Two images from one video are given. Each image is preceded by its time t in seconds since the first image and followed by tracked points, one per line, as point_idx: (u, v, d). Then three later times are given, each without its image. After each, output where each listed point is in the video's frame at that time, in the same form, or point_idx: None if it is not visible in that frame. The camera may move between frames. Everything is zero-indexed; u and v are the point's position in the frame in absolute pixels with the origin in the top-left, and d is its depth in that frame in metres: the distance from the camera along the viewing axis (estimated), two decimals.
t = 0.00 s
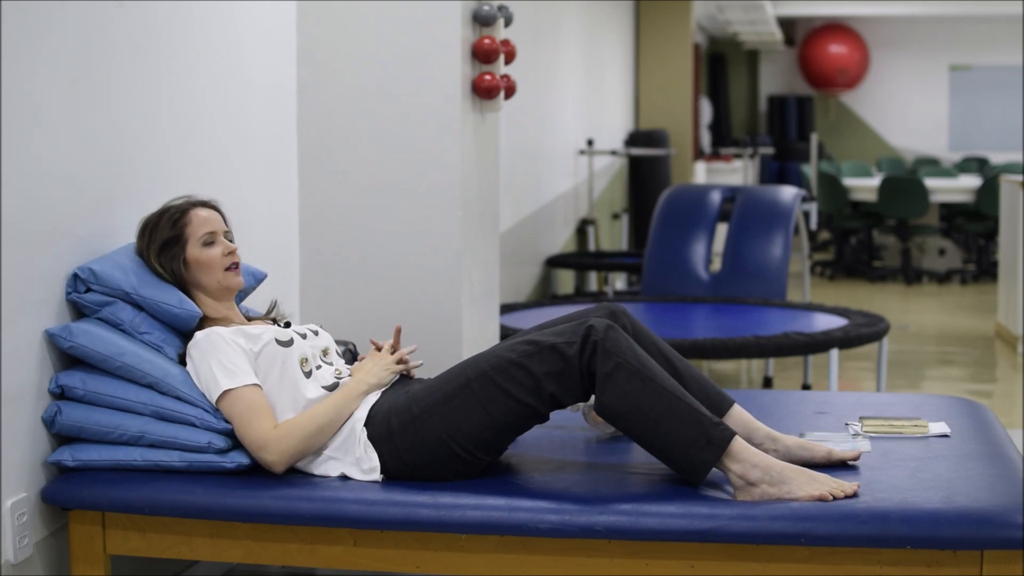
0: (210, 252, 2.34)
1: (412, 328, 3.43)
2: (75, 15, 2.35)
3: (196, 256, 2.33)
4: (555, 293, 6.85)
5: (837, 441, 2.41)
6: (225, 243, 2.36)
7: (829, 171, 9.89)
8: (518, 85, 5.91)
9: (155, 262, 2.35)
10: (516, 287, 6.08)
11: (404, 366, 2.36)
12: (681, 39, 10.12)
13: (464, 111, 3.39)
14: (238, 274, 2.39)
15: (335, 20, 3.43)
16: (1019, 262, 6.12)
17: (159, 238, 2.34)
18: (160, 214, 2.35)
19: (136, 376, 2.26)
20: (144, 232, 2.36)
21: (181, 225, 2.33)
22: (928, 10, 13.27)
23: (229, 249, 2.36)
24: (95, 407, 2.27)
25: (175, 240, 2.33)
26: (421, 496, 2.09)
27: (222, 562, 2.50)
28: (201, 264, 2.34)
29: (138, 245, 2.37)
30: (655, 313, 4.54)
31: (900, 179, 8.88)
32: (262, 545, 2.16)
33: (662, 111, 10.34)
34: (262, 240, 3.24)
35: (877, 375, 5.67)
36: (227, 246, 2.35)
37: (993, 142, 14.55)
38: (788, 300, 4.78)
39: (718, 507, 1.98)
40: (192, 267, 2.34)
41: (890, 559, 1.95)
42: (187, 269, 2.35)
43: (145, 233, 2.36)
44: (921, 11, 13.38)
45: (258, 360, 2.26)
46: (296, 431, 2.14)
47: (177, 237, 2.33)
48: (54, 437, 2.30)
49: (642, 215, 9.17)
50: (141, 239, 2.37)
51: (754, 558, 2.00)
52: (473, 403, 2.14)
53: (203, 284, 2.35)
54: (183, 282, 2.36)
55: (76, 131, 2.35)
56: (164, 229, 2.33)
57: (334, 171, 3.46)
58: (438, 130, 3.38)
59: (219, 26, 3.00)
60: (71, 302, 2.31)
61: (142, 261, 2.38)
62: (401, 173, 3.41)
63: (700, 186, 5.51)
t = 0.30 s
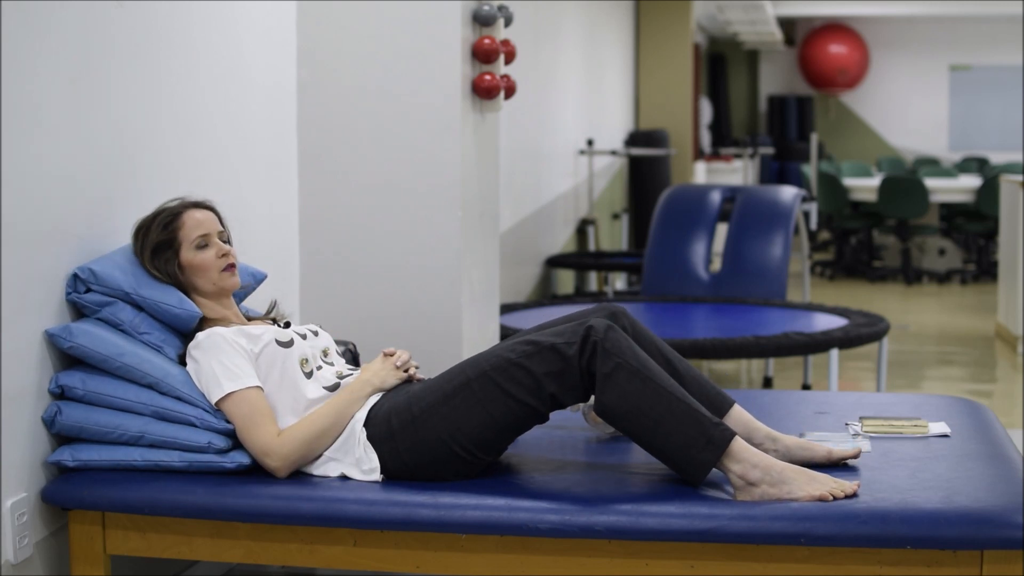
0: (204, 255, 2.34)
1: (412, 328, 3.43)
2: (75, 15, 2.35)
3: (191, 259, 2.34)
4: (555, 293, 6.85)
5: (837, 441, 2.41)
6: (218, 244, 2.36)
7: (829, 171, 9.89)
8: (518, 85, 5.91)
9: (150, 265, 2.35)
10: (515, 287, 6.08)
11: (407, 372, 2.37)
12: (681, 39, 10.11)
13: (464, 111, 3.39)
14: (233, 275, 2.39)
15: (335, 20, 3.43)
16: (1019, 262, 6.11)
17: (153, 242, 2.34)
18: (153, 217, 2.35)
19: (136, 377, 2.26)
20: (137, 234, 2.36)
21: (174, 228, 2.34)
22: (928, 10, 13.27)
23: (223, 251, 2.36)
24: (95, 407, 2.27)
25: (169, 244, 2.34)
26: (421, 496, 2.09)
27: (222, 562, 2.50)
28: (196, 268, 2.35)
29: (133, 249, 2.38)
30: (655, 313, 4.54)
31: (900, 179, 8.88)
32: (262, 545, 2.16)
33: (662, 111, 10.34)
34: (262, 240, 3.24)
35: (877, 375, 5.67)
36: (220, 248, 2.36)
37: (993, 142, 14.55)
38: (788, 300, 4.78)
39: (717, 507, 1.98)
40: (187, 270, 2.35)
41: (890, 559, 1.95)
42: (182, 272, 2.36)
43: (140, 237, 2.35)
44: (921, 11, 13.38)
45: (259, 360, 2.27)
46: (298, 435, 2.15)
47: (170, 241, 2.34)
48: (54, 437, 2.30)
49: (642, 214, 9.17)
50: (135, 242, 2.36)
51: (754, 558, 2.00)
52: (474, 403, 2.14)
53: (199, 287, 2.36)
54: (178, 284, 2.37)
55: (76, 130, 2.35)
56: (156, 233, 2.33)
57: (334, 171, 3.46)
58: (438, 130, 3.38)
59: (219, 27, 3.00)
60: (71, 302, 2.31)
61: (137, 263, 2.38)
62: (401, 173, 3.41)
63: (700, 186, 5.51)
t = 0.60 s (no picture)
0: (204, 255, 2.34)
1: (412, 327, 3.43)
2: (76, 15, 2.35)
3: (192, 259, 2.34)
4: (555, 293, 6.85)
5: (837, 441, 2.41)
6: (220, 245, 2.36)
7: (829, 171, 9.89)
8: (518, 85, 5.91)
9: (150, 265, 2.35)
10: (515, 287, 6.08)
11: (408, 372, 2.37)
12: (681, 39, 10.12)
13: (464, 111, 3.39)
14: (233, 276, 2.39)
15: (335, 20, 3.43)
16: (1019, 262, 6.12)
17: (154, 241, 2.34)
18: (155, 216, 2.35)
19: (136, 377, 2.26)
20: (139, 233, 2.36)
21: (175, 228, 2.34)
22: (928, 10, 13.27)
23: (224, 252, 2.36)
24: (95, 407, 2.27)
25: (170, 243, 2.34)
26: (421, 495, 2.09)
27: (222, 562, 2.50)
28: (197, 268, 2.34)
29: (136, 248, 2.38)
30: (655, 313, 4.54)
31: (900, 179, 8.88)
32: (262, 545, 2.16)
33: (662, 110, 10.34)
34: (262, 240, 3.24)
35: (877, 375, 5.67)
36: (221, 249, 2.36)
37: (993, 142, 14.55)
38: (788, 300, 4.78)
39: (717, 507, 1.98)
40: (188, 269, 2.35)
41: (890, 559, 1.95)
42: (182, 271, 2.36)
43: (141, 236, 2.35)
44: (921, 11, 13.38)
45: (258, 360, 2.27)
46: (298, 435, 2.15)
47: (171, 241, 2.34)
48: (55, 437, 2.30)
49: (642, 215, 9.17)
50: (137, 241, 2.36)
51: (754, 558, 2.00)
52: (474, 403, 2.14)
53: (199, 287, 2.36)
54: (178, 284, 2.36)
55: (76, 130, 2.35)
56: (157, 232, 2.33)
57: (334, 171, 3.46)
58: (438, 130, 3.38)
59: (220, 27, 3.00)
60: (71, 303, 2.31)
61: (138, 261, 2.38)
62: (401, 173, 3.41)
63: (700, 186, 5.51)
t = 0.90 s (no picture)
0: (205, 254, 2.34)
1: (412, 327, 3.43)
2: (77, 15, 2.35)
3: (193, 259, 2.34)
4: (555, 293, 6.85)
5: (837, 441, 2.41)
6: (220, 245, 2.36)
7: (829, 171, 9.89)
8: (518, 86, 5.91)
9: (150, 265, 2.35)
10: (515, 287, 6.08)
11: (408, 372, 2.37)
12: (681, 39, 10.11)
13: (464, 111, 3.39)
14: (233, 276, 2.39)
15: (335, 20, 3.43)
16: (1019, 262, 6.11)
17: (155, 240, 2.34)
18: (155, 216, 2.35)
19: (136, 377, 2.26)
20: (140, 232, 2.36)
21: (176, 228, 2.34)
22: (928, 10, 13.27)
23: (224, 252, 2.36)
24: (95, 407, 2.27)
25: (171, 243, 2.34)
26: (421, 495, 2.09)
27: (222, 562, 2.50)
28: (197, 267, 2.34)
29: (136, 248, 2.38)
30: (655, 313, 4.54)
31: (900, 179, 8.88)
32: (262, 545, 2.16)
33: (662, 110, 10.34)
34: (262, 240, 3.24)
35: (877, 375, 5.67)
36: (222, 249, 2.36)
37: (993, 142, 14.55)
38: (788, 300, 4.78)
39: (717, 507, 1.98)
40: (188, 269, 2.35)
41: (890, 559, 1.95)
42: (183, 272, 2.35)
43: (142, 236, 2.35)
44: (921, 11, 13.38)
45: (258, 361, 2.26)
46: (296, 434, 2.14)
47: (171, 241, 2.34)
48: (55, 437, 2.30)
49: (642, 215, 9.17)
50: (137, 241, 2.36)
51: (754, 558, 2.00)
52: (474, 403, 2.14)
53: (199, 287, 2.36)
54: (179, 284, 2.36)
55: (76, 130, 2.35)
56: (157, 232, 2.33)
57: (334, 171, 3.46)
58: (438, 130, 3.38)
59: (220, 27, 3.00)
60: (71, 303, 2.31)
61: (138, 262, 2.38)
62: (401, 173, 3.41)
63: (700, 186, 5.51)
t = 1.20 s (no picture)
0: (223, 253, 2.34)
1: (411, 327, 3.44)
2: (77, 15, 2.35)
3: (209, 255, 2.33)
4: (555, 293, 6.85)
5: (837, 441, 2.41)
6: (236, 246, 2.37)
7: (829, 170, 9.89)
8: (518, 85, 5.91)
9: (164, 257, 2.34)
10: (515, 287, 6.08)
11: (408, 372, 2.37)
12: (681, 39, 10.11)
13: (464, 111, 3.39)
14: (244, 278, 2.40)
15: (335, 20, 3.43)
16: (1019, 262, 6.11)
17: (174, 233, 2.33)
18: (176, 211, 2.34)
19: (136, 377, 2.26)
20: (161, 224, 2.35)
21: (197, 224, 2.33)
22: (928, 10, 13.27)
23: (241, 253, 2.37)
24: (95, 407, 2.27)
25: (190, 238, 2.33)
26: (421, 495, 2.09)
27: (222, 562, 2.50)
28: (213, 264, 2.34)
29: (150, 241, 2.36)
30: (655, 313, 4.54)
31: (900, 179, 8.88)
32: (262, 545, 2.16)
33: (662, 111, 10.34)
34: (262, 239, 3.24)
35: (877, 375, 5.67)
36: (238, 249, 2.37)
37: (993, 142, 14.55)
38: (788, 300, 4.77)
39: (717, 507, 1.98)
40: (202, 266, 2.34)
41: (890, 559, 1.95)
42: (195, 268, 2.34)
43: (163, 227, 2.35)
44: (921, 11, 13.38)
45: (258, 362, 2.26)
46: (297, 434, 2.14)
47: (192, 236, 2.33)
48: (55, 437, 2.30)
49: (642, 215, 9.17)
50: (156, 232, 2.35)
51: (754, 558, 2.00)
52: (474, 403, 2.14)
53: (210, 285, 2.35)
54: (189, 280, 2.35)
55: (77, 130, 2.35)
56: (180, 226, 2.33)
57: (334, 171, 3.46)
58: (438, 129, 3.38)
59: (220, 28, 3.00)
60: (71, 303, 2.32)
61: (150, 254, 2.36)
62: (401, 173, 3.42)
63: (700, 186, 5.51)
